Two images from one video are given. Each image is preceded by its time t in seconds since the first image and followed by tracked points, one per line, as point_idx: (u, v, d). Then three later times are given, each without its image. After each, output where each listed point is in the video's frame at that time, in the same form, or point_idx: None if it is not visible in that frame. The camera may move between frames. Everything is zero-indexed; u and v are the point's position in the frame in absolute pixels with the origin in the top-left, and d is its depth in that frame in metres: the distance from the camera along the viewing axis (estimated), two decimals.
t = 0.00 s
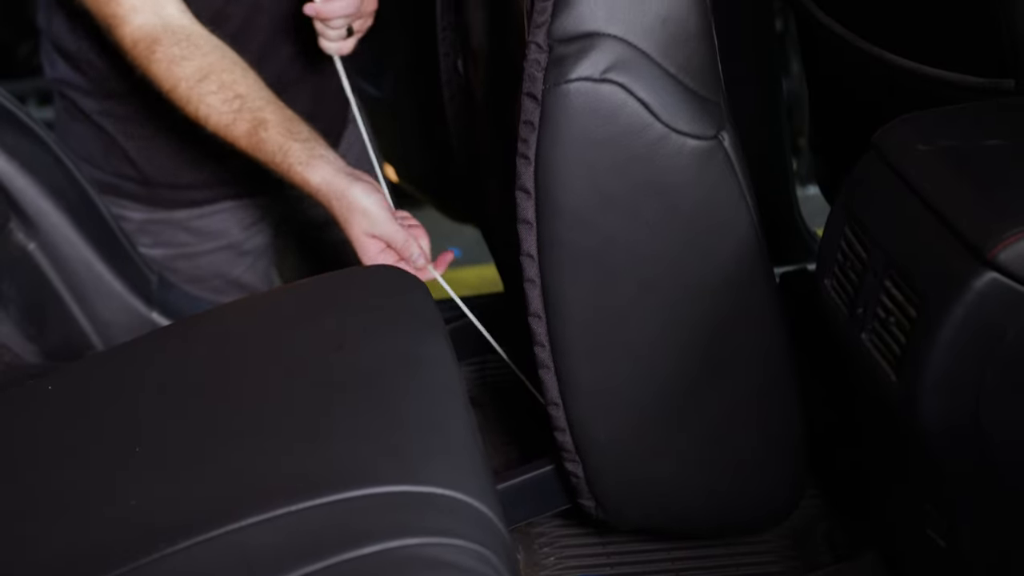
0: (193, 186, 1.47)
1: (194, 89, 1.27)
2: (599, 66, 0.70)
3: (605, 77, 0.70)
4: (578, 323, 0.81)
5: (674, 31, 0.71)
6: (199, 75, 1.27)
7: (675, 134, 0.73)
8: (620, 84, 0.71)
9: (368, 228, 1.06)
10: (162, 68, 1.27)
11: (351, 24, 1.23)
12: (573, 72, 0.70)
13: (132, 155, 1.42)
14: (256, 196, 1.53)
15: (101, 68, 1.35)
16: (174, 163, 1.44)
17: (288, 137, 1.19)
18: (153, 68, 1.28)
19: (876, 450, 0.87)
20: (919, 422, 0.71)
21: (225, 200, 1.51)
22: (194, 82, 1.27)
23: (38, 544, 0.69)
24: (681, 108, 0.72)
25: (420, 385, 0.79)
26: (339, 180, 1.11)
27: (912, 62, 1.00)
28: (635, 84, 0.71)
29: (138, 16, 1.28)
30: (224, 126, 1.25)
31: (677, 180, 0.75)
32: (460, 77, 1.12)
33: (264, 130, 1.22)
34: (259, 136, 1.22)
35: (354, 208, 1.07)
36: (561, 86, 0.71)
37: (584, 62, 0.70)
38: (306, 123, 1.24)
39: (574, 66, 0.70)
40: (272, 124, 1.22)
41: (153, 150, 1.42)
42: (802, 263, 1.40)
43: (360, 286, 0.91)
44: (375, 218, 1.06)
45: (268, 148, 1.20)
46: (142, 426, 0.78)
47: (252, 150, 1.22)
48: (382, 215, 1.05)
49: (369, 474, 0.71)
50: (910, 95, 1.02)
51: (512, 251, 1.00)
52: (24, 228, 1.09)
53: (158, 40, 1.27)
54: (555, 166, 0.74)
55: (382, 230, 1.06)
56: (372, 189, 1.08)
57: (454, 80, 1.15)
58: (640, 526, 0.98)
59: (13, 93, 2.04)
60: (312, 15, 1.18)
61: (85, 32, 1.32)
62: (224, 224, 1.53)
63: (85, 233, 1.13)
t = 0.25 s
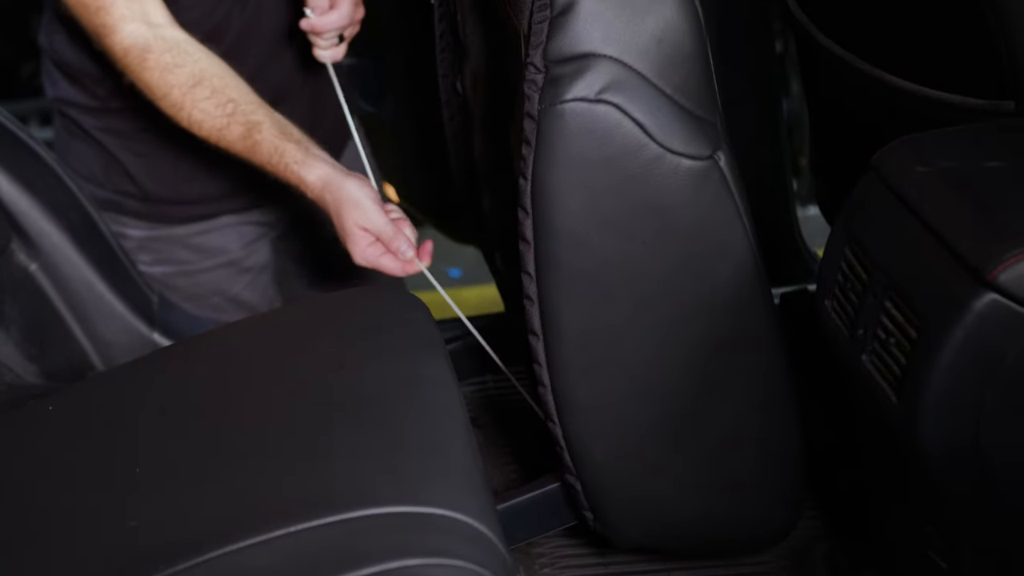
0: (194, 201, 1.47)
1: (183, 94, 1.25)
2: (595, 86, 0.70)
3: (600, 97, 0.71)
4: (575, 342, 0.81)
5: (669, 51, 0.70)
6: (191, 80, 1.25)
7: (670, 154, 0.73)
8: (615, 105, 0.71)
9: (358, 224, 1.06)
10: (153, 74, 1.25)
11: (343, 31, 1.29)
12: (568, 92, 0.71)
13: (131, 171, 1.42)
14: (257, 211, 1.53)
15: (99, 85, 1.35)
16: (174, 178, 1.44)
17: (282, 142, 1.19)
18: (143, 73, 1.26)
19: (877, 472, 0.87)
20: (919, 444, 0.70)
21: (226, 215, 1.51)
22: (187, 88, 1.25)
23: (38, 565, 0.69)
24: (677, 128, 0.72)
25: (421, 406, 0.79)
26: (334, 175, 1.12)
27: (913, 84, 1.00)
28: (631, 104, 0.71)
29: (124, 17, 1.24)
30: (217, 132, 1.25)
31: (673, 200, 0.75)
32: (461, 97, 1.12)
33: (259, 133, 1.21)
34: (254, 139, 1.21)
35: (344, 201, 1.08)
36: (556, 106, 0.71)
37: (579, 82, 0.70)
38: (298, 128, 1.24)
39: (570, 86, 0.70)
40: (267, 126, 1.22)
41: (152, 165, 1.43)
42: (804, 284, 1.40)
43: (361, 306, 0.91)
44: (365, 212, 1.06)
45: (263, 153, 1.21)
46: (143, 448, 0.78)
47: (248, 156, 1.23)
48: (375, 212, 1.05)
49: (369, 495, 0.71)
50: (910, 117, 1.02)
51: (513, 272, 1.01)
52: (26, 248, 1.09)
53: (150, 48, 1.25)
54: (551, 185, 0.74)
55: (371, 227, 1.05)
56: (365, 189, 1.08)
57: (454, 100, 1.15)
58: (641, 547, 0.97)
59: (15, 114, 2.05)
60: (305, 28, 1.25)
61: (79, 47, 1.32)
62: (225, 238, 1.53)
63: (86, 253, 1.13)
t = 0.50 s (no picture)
0: (201, 216, 1.47)
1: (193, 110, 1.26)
2: (606, 106, 0.71)
3: (612, 117, 0.71)
4: (584, 362, 0.81)
5: (681, 71, 0.71)
6: (202, 94, 1.26)
7: (680, 174, 0.73)
8: (626, 125, 0.71)
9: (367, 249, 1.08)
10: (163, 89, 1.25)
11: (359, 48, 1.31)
12: (580, 112, 0.71)
13: (139, 189, 1.42)
14: (263, 227, 1.53)
15: (104, 102, 1.34)
16: (181, 194, 1.44)
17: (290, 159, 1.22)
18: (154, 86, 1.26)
19: (884, 491, 0.86)
20: (927, 464, 0.70)
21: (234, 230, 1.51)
22: (197, 101, 1.26)
23: None
24: (687, 148, 0.72)
25: (427, 425, 0.79)
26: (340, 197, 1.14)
27: (921, 104, 1.00)
28: (643, 124, 0.71)
29: (136, 32, 1.24)
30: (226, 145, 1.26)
31: (683, 220, 0.75)
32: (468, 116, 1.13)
33: (270, 150, 1.23)
34: (265, 155, 1.24)
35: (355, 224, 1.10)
36: (568, 126, 0.71)
37: (591, 102, 0.71)
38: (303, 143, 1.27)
39: (582, 105, 0.71)
40: (276, 143, 1.24)
41: (161, 183, 1.42)
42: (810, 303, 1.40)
43: (367, 323, 0.91)
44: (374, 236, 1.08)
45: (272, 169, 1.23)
46: (150, 465, 0.78)
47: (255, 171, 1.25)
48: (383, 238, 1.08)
49: (377, 514, 0.71)
50: (917, 137, 1.02)
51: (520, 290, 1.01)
52: (33, 265, 1.09)
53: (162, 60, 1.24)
54: (561, 204, 0.74)
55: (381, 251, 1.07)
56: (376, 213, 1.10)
57: (461, 119, 1.16)
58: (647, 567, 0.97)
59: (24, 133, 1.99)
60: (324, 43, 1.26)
61: (87, 62, 1.31)
62: (232, 255, 1.53)
63: (93, 270, 1.13)
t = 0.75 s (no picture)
0: (210, 238, 1.47)
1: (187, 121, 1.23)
2: (600, 127, 0.71)
3: (606, 138, 0.71)
4: (582, 383, 0.81)
5: (675, 92, 0.71)
6: (195, 102, 1.22)
7: (676, 195, 0.73)
8: (621, 146, 0.71)
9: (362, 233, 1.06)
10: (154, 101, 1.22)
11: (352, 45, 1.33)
12: (574, 133, 0.71)
13: (151, 211, 1.42)
14: (272, 248, 1.54)
15: (117, 122, 1.34)
16: (194, 217, 1.44)
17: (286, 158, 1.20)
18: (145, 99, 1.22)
19: (891, 515, 0.86)
20: (933, 488, 0.70)
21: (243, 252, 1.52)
22: (192, 108, 1.22)
23: None
24: (682, 169, 0.72)
25: (434, 448, 0.79)
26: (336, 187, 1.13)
27: (928, 128, 1.01)
28: (636, 145, 0.71)
29: (127, 46, 1.20)
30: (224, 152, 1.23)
31: (678, 240, 0.75)
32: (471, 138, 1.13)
33: (265, 152, 1.21)
34: (262, 159, 1.21)
35: (350, 211, 1.09)
36: (562, 146, 0.72)
37: (585, 123, 0.71)
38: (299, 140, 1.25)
39: (576, 126, 0.71)
40: (272, 142, 1.21)
41: (173, 206, 1.42)
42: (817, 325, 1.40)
43: (375, 346, 0.91)
44: (369, 222, 1.06)
45: (270, 172, 1.21)
46: (158, 487, 0.78)
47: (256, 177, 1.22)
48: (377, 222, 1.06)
49: (385, 537, 0.71)
50: (924, 160, 1.02)
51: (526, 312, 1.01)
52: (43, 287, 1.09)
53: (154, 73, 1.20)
54: (558, 226, 0.75)
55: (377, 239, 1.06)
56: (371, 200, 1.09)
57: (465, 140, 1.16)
58: None
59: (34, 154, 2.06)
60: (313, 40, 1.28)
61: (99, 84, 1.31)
62: (241, 276, 1.53)
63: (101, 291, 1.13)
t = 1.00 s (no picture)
0: (214, 267, 1.47)
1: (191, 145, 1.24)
2: (606, 155, 0.71)
3: (612, 166, 0.71)
4: (587, 414, 0.80)
5: (681, 121, 0.71)
6: (198, 127, 1.23)
7: (682, 224, 0.73)
8: (627, 174, 0.71)
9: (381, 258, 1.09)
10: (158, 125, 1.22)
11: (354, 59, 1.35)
12: (580, 160, 0.71)
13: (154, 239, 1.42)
14: (275, 277, 1.54)
15: (121, 150, 1.35)
16: (197, 245, 1.44)
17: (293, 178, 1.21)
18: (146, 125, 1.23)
19: (894, 543, 0.86)
20: (936, 516, 0.70)
21: (246, 281, 1.51)
22: (196, 133, 1.23)
23: None
24: (688, 198, 0.72)
25: (436, 476, 0.79)
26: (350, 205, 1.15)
27: (928, 155, 1.01)
28: (642, 173, 0.72)
29: (129, 73, 1.20)
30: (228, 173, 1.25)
31: (684, 270, 0.75)
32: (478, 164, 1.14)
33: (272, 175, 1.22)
34: (268, 180, 1.23)
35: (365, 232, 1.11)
36: (569, 174, 0.72)
37: (591, 151, 0.71)
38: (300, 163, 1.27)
39: (582, 154, 0.71)
40: (276, 165, 1.24)
41: (177, 235, 1.43)
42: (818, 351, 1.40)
43: (378, 373, 0.91)
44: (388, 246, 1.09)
45: (274, 194, 1.22)
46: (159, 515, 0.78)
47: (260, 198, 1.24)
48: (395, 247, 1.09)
49: (387, 564, 0.71)
50: (924, 188, 1.03)
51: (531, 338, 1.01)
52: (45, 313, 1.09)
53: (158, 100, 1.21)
54: (562, 251, 0.75)
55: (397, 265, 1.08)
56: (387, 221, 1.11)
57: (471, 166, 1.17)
58: None
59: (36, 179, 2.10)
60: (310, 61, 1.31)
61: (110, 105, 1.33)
62: (243, 305, 1.53)
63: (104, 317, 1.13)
